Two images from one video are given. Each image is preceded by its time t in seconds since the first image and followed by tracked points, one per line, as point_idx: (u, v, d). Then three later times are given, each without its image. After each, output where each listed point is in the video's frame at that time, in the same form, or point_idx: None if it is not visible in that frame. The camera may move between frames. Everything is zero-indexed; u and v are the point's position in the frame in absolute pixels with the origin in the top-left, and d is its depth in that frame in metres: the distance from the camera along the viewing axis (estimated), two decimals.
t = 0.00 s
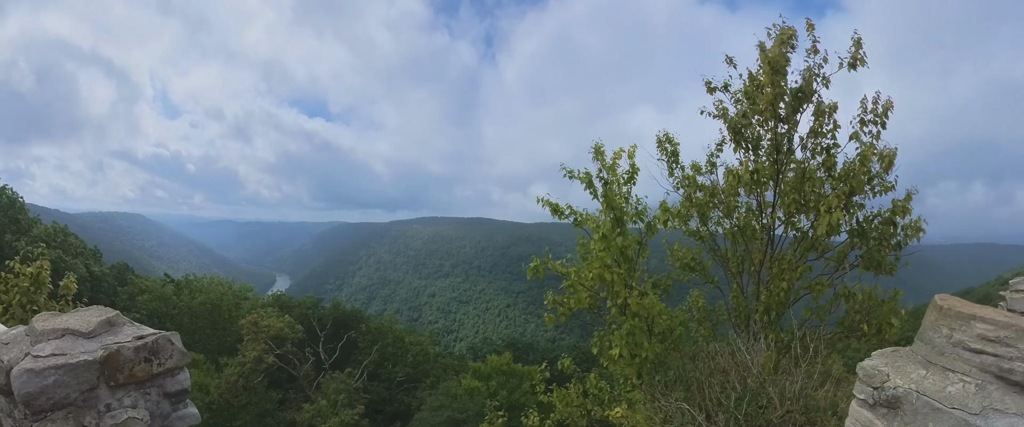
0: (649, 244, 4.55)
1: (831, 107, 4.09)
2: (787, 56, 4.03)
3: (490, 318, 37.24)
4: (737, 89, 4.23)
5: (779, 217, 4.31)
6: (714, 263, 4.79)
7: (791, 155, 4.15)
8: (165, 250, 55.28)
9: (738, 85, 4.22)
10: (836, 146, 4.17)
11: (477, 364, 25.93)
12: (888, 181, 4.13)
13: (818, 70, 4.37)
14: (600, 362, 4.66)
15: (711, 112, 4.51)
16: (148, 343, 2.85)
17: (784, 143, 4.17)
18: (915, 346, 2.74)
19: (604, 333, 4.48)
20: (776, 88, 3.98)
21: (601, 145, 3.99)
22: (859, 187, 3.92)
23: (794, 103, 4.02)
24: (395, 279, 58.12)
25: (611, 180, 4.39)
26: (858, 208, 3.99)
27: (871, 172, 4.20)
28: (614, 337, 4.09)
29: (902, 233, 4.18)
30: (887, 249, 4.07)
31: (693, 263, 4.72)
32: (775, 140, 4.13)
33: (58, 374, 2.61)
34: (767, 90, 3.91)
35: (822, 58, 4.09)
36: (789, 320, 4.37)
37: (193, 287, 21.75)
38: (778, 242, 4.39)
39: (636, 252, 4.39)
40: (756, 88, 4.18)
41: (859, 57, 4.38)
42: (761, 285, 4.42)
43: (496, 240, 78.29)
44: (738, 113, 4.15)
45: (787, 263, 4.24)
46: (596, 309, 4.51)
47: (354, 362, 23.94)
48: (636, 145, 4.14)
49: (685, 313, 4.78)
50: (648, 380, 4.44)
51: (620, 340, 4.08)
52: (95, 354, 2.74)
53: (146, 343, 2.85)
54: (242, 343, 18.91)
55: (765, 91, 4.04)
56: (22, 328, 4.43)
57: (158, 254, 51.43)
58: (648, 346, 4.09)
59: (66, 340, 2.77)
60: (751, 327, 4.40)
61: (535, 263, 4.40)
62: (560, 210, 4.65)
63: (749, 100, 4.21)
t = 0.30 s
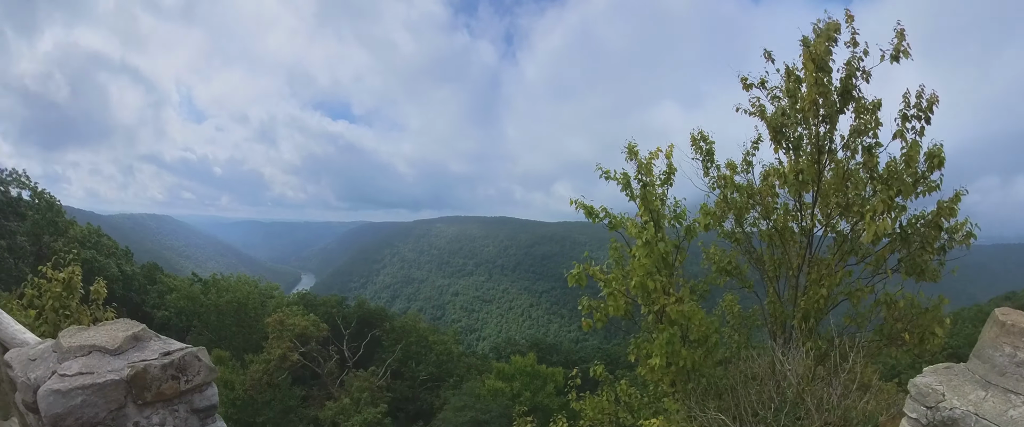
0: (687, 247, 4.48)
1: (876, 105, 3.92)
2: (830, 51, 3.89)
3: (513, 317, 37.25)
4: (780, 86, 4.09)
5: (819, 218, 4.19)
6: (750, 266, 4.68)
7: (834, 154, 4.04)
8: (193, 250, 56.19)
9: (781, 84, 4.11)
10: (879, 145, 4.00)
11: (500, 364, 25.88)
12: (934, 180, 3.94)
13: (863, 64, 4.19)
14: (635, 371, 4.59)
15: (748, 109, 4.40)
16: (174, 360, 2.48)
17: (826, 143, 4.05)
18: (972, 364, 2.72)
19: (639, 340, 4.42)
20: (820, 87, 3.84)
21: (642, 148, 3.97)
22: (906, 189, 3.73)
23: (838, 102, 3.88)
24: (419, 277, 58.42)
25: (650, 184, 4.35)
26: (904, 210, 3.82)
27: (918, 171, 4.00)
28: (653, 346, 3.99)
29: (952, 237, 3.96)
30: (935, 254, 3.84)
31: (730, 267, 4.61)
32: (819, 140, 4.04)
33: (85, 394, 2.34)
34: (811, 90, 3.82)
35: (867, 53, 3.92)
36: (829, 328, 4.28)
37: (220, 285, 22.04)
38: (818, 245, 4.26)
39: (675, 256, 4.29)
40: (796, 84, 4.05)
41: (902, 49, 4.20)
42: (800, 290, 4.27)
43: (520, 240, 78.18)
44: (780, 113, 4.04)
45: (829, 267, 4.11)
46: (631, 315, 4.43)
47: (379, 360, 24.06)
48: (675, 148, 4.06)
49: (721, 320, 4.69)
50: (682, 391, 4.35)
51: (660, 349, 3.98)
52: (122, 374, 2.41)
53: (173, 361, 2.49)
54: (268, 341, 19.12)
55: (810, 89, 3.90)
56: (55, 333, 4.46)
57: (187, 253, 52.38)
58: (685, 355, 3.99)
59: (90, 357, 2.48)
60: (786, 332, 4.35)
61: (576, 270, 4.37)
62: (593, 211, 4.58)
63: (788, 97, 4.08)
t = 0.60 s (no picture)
0: (712, 255, 4.50)
1: (907, 105, 3.88)
2: (859, 54, 3.88)
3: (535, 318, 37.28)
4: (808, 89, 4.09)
5: (847, 223, 4.17)
6: (776, 271, 4.68)
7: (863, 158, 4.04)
8: (219, 249, 57.13)
9: (809, 87, 4.12)
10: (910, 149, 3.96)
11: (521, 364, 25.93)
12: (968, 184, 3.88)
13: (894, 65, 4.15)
14: (658, 378, 4.64)
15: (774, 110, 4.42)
16: (209, 370, 2.56)
17: (855, 148, 4.05)
18: (1001, 391, 2.83)
19: (662, 349, 4.45)
20: (849, 90, 3.85)
21: (668, 156, 4.02)
22: (938, 195, 3.69)
23: (867, 106, 3.88)
24: (441, 276, 58.73)
25: (676, 192, 4.39)
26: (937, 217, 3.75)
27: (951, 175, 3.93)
28: (675, 357, 4.04)
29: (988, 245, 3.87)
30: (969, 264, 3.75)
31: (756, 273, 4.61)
32: (848, 145, 4.04)
33: (127, 402, 2.39)
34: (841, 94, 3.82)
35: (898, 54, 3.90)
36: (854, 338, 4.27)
37: (247, 284, 22.42)
38: (846, 252, 4.23)
39: (700, 264, 4.31)
40: (824, 85, 4.05)
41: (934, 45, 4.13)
42: (825, 299, 4.26)
43: (542, 240, 78.11)
44: (808, 116, 4.03)
45: (856, 275, 4.10)
46: (655, 322, 4.47)
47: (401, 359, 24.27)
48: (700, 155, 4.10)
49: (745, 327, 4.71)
50: (704, 399, 4.40)
51: (682, 360, 4.03)
52: (160, 383, 2.48)
53: (207, 371, 2.57)
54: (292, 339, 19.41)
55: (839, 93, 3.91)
56: (92, 336, 4.64)
57: (213, 252, 53.34)
58: (708, 366, 4.04)
59: (130, 368, 2.56)
60: (810, 342, 4.35)
61: (598, 282, 4.44)
62: (618, 217, 4.62)
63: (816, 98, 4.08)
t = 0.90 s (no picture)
0: (741, 259, 4.44)
1: (942, 102, 3.78)
2: (893, 52, 3.80)
3: (556, 318, 37.23)
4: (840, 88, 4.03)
5: (878, 227, 4.09)
6: (805, 276, 4.61)
7: (896, 159, 3.94)
8: (243, 249, 57.95)
9: (841, 86, 4.04)
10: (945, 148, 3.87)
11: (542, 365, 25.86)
12: (1008, 185, 3.76)
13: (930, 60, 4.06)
14: (682, 383, 4.60)
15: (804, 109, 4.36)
16: (238, 377, 2.61)
17: (887, 149, 3.96)
18: None
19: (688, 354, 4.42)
20: (881, 88, 3.78)
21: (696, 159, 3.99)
22: (975, 198, 3.59)
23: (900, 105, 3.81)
24: (463, 275, 58.92)
25: (704, 194, 4.35)
26: (974, 220, 3.66)
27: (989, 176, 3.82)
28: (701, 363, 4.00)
29: None
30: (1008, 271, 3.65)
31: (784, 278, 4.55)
32: (880, 147, 3.96)
33: (160, 408, 2.43)
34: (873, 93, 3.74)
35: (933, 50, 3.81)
36: (884, 346, 4.19)
37: (271, 283, 22.71)
38: (877, 256, 4.14)
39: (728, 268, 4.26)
40: (856, 83, 3.98)
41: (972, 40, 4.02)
42: (855, 304, 4.19)
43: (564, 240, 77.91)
44: (838, 117, 3.97)
45: (888, 280, 4.02)
46: (681, 328, 4.43)
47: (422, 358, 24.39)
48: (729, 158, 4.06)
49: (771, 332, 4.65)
50: (728, 405, 4.36)
51: (708, 367, 3.99)
52: (190, 390, 2.53)
53: (237, 377, 2.62)
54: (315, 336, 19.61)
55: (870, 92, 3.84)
56: (123, 336, 4.76)
57: (237, 251, 54.12)
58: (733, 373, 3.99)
59: (161, 374, 2.62)
60: (837, 349, 4.29)
61: (626, 287, 4.42)
62: (645, 220, 4.61)
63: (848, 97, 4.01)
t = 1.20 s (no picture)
0: (767, 261, 4.36)
1: (977, 98, 3.67)
2: (925, 47, 3.70)
3: (576, 319, 37.12)
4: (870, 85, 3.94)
5: (909, 229, 3.97)
6: (832, 280, 4.52)
7: (928, 157, 3.82)
8: (267, 249, 58.62)
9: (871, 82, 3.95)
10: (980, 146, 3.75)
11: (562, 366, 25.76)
12: None
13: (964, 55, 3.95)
14: (705, 387, 4.55)
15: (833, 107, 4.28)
16: (264, 378, 2.63)
17: (919, 147, 3.85)
18: None
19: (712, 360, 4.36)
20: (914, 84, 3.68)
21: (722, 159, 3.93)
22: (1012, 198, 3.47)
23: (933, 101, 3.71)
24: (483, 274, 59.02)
25: (730, 193, 4.28)
26: (1012, 222, 3.53)
27: None
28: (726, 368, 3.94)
29: None
30: None
31: (810, 281, 4.48)
32: (911, 145, 3.86)
33: (186, 409, 2.44)
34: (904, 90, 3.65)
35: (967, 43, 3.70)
36: (913, 352, 4.09)
37: (293, 281, 22.94)
38: (908, 259, 4.05)
39: (754, 270, 4.19)
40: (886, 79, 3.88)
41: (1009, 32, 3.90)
42: (885, 309, 4.09)
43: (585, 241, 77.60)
44: (869, 114, 3.89)
45: (918, 285, 3.92)
46: (706, 332, 4.37)
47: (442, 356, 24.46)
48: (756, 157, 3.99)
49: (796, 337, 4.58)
50: (752, 411, 4.30)
51: (732, 372, 3.93)
52: (216, 391, 2.54)
53: (262, 379, 2.63)
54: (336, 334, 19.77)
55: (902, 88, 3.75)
56: (149, 334, 4.83)
57: (261, 251, 54.76)
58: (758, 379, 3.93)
59: (187, 375, 2.65)
60: (866, 355, 4.20)
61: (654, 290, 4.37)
62: (670, 221, 4.56)
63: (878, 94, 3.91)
